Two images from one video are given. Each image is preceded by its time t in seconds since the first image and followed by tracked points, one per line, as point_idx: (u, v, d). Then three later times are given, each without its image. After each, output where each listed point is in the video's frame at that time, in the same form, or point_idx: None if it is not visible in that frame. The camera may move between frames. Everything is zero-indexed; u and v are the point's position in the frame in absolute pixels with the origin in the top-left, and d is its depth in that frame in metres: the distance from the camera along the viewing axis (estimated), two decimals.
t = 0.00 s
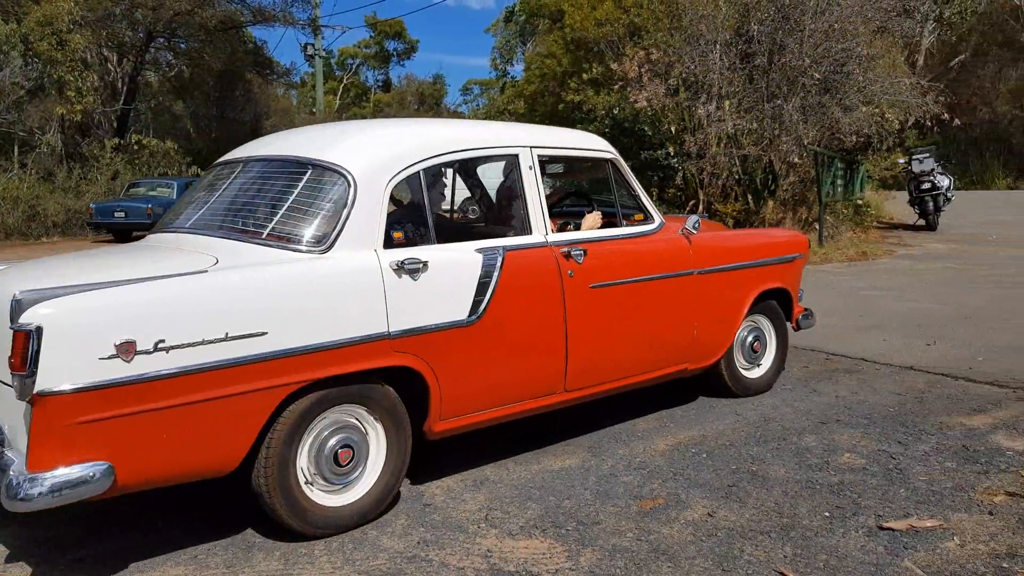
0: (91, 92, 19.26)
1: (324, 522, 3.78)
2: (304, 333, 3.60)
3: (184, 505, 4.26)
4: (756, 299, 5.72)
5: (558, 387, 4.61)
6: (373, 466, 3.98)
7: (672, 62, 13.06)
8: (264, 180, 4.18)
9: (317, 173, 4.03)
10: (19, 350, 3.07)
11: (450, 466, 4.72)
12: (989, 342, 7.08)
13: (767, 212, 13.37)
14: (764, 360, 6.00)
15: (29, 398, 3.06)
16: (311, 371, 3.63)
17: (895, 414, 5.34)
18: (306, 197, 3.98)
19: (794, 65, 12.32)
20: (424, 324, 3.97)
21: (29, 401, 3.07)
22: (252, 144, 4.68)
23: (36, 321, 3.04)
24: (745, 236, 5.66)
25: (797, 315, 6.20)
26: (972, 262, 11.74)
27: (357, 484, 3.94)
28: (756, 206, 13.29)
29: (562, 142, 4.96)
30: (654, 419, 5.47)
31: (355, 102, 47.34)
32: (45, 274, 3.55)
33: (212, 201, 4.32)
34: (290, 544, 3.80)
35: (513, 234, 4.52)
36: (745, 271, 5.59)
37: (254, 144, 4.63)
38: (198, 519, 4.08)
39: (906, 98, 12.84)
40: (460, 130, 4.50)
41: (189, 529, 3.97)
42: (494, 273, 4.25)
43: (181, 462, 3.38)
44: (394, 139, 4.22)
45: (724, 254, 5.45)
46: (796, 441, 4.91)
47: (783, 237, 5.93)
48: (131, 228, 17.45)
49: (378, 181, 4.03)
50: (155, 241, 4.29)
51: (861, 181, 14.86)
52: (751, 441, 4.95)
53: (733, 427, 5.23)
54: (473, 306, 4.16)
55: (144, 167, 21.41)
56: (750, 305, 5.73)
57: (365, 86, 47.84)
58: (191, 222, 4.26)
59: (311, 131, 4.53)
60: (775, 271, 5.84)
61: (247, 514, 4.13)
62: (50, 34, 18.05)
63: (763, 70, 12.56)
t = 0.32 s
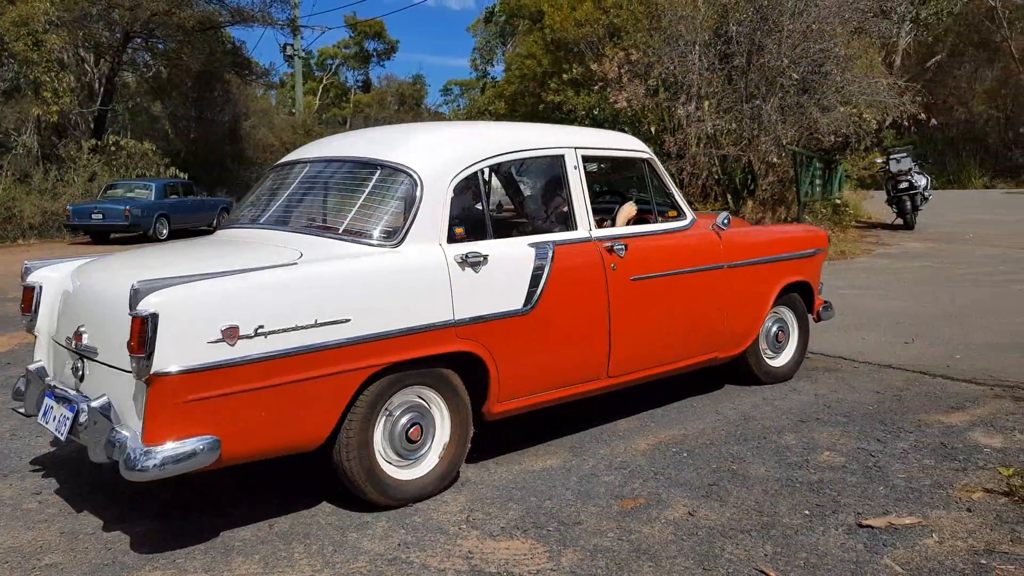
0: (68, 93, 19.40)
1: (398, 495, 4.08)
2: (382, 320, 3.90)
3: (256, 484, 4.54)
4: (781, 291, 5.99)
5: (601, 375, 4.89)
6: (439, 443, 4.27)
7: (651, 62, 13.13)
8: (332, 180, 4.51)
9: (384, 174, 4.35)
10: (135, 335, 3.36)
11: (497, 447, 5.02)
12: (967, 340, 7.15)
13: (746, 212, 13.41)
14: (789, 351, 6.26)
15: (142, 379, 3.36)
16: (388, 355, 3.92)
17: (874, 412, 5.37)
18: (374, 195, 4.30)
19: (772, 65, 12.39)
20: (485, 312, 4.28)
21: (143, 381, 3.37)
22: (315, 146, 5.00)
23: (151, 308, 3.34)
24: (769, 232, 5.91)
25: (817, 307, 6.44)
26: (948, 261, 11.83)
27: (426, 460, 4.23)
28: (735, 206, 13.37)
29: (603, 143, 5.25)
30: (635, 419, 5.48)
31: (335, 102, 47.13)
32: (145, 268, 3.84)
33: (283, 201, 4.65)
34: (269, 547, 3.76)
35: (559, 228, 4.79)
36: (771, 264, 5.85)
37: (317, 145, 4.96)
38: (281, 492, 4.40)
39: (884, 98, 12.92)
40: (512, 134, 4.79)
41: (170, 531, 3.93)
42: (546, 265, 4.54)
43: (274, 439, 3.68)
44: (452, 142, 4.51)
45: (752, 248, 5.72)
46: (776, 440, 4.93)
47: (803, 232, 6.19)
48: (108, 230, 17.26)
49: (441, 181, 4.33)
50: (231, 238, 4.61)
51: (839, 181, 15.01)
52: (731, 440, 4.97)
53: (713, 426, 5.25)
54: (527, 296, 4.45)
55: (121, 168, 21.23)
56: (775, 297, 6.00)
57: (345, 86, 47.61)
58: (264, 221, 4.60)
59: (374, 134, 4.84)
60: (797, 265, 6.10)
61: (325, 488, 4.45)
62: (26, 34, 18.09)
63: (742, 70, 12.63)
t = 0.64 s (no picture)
0: (47, 95, 19.22)
1: (470, 468, 4.41)
2: (461, 307, 4.24)
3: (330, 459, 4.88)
4: (808, 283, 6.29)
5: (647, 361, 5.19)
6: (508, 421, 4.61)
7: (634, 63, 13.18)
8: (404, 180, 4.88)
9: (455, 174, 4.70)
10: (251, 319, 3.73)
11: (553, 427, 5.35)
12: (949, 337, 7.20)
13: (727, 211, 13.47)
14: (815, 340, 6.54)
15: (257, 359, 3.73)
16: (465, 340, 4.26)
17: (856, 409, 5.40)
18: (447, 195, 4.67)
19: (754, 66, 12.46)
20: (548, 299, 4.60)
21: (257, 360, 3.74)
22: (383, 148, 5.36)
23: (264, 295, 3.70)
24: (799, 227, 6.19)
25: (842, 298, 6.72)
26: (927, 259, 11.94)
27: (497, 437, 4.58)
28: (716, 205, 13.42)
29: (647, 144, 5.55)
30: (619, 417, 5.49)
31: (317, 103, 46.95)
32: (245, 260, 4.21)
33: (357, 200, 5.03)
34: (251, 550, 3.73)
35: (611, 222, 5.08)
36: (800, 257, 6.14)
37: (384, 147, 5.33)
38: (359, 468, 4.73)
39: (865, 98, 13.00)
40: (566, 137, 5.13)
41: (150, 533, 3.89)
42: (599, 257, 4.84)
43: (365, 414, 4.02)
44: (515, 145, 4.86)
45: (783, 242, 6.00)
46: (758, 437, 4.95)
47: (830, 226, 6.47)
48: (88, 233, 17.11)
49: (507, 181, 4.67)
50: (310, 234, 4.95)
51: (820, 180, 15.20)
52: (714, 438, 4.98)
53: (696, 424, 5.26)
54: (583, 286, 4.75)
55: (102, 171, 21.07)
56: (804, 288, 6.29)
57: (327, 87, 47.47)
58: (341, 219, 4.98)
59: (440, 136, 5.20)
60: (825, 258, 6.37)
61: (398, 461, 4.81)
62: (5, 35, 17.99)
63: (723, 70, 12.68)
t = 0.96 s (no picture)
0: (23, 99, 19.04)
1: (531, 445, 4.72)
2: (524, 295, 4.53)
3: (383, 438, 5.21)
4: (831, 276, 6.58)
5: (687, 348, 5.47)
6: (564, 401, 4.92)
7: (615, 64, 13.25)
8: (464, 179, 5.18)
9: (512, 173, 5.00)
10: (342, 305, 3.99)
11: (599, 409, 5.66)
12: (929, 335, 7.27)
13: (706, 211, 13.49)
14: (838, 328, 6.86)
15: (347, 341, 4.02)
16: (528, 326, 4.56)
17: (837, 408, 5.41)
18: (505, 192, 4.97)
19: (734, 66, 12.47)
20: (601, 289, 4.88)
21: (348, 343, 4.03)
22: (437, 148, 5.66)
23: (356, 284, 3.97)
24: (823, 223, 6.47)
25: (861, 290, 7.05)
26: (906, 258, 12.03)
27: (554, 416, 4.89)
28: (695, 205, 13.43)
29: (684, 144, 5.85)
30: (603, 419, 5.46)
31: (297, 105, 46.70)
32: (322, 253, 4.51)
33: (417, 199, 5.33)
34: (229, 557, 3.69)
35: (652, 218, 5.34)
36: (824, 251, 6.41)
37: (438, 148, 5.63)
38: (424, 448, 5.00)
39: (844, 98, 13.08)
40: (610, 139, 5.43)
41: (127, 542, 3.83)
42: (646, 249, 5.10)
43: (438, 394, 4.31)
44: (566, 147, 5.16)
45: (810, 236, 6.28)
46: (740, 437, 4.95)
47: (850, 221, 6.75)
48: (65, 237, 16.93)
49: (561, 179, 4.97)
50: (375, 229, 5.24)
51: (799, 180, 15.28)
52: (695, 439, 4.97)
53: (678, 425, 5.25)
54: (631, 277, 5.02)
55: (79, 174, 20.87)
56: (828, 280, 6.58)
57: (307, 89, 47.28)
58: (402, 217, 5.28)
59: (494, 138, 5.50)
60: (847, 251, 6.66)
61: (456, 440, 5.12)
62: None
63: (702, 70, 12.74)
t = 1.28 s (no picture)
0: None
1: (586, 423, 5.16)
2: (581, 287, 4.99)
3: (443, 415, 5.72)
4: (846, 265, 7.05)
5: (721, 333, 5.93)
6: (616, 383, 5.35)
7: (592, 70, 13.33)
8: (515, 181, 5.64)
9: (563, 175, 5.46)
10: (428, 298, 4.47)
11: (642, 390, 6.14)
12: (902, 334, 7.41)
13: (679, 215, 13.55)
14: (851, 314, 7.34)
15: (431, 332, 4.50)
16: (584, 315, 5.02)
17: (811, 409, 5.47)
18: (556, 194, 5.42)
19: (709, 73, 12.59)
20: (646, 281, 5.33)
21: (432, 333, 4.50)
22: (487, 153, 6.13)
23: (440, 281, 4.45)
24: (837, 216, 6.92)
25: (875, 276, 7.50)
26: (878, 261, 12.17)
27: (607, 397, 5.32)
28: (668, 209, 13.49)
29: (712, 145, 6.30)
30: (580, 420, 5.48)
31: (274, 111, 46.52)
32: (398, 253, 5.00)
33: (472, 199, 5.79)
34: (204, 567, 3.67)
35: (686, 215, 5.80)
36: (840, 242, 6.88)
37: (486, 153, 6.09)
38: (487, 425, 5.48)
39: (817, 103, 13.25)
40: (648, 142, 5.89)
41: (98, 553, 3.80)
42: (684, 243, 5.55)
43: (507, 376, 4.76)
44: (609, 151, 5.62)
45: (826, 229, 6.75)
46: (716, 438, 5.00)
47: (862, 213, 7.20)
48: (37, 244, 16.76)
49: (608, 181, 5.44)
50: (437, 228, 5.70)
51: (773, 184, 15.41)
52: (672, 440, 5.02)
53: (654, 427, 5.27)
54: (671, 269, 5.47)
55: (51, 181, 20.68)
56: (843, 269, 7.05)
57: (285, 94, 47.17)
58: (459, 216, 5.73)
59: (540, 143, 5.95)
60: (860, 241, 7.12)
61: (515, 418, 5.59)
62: None
63: (677, 78, 12.84)
